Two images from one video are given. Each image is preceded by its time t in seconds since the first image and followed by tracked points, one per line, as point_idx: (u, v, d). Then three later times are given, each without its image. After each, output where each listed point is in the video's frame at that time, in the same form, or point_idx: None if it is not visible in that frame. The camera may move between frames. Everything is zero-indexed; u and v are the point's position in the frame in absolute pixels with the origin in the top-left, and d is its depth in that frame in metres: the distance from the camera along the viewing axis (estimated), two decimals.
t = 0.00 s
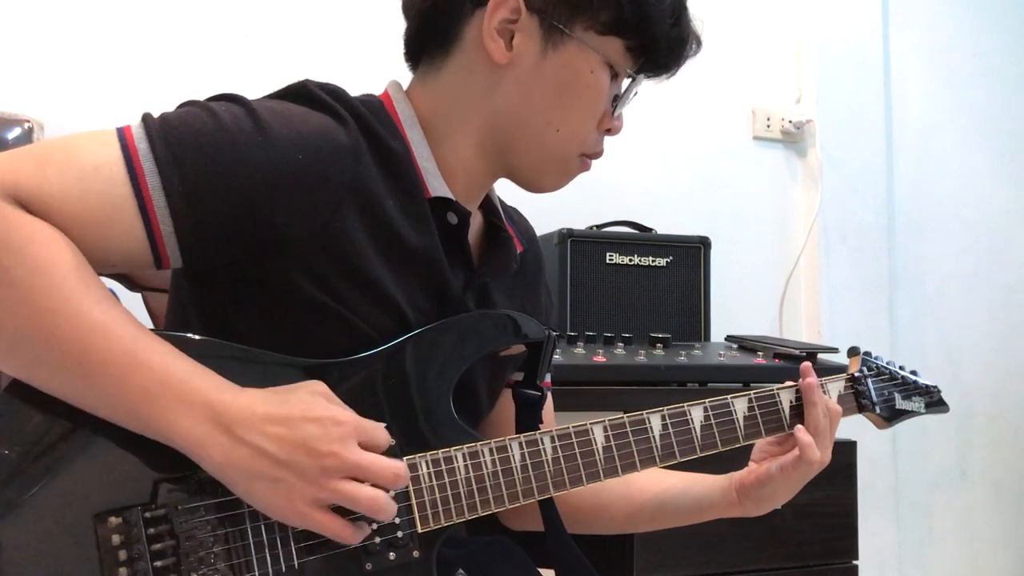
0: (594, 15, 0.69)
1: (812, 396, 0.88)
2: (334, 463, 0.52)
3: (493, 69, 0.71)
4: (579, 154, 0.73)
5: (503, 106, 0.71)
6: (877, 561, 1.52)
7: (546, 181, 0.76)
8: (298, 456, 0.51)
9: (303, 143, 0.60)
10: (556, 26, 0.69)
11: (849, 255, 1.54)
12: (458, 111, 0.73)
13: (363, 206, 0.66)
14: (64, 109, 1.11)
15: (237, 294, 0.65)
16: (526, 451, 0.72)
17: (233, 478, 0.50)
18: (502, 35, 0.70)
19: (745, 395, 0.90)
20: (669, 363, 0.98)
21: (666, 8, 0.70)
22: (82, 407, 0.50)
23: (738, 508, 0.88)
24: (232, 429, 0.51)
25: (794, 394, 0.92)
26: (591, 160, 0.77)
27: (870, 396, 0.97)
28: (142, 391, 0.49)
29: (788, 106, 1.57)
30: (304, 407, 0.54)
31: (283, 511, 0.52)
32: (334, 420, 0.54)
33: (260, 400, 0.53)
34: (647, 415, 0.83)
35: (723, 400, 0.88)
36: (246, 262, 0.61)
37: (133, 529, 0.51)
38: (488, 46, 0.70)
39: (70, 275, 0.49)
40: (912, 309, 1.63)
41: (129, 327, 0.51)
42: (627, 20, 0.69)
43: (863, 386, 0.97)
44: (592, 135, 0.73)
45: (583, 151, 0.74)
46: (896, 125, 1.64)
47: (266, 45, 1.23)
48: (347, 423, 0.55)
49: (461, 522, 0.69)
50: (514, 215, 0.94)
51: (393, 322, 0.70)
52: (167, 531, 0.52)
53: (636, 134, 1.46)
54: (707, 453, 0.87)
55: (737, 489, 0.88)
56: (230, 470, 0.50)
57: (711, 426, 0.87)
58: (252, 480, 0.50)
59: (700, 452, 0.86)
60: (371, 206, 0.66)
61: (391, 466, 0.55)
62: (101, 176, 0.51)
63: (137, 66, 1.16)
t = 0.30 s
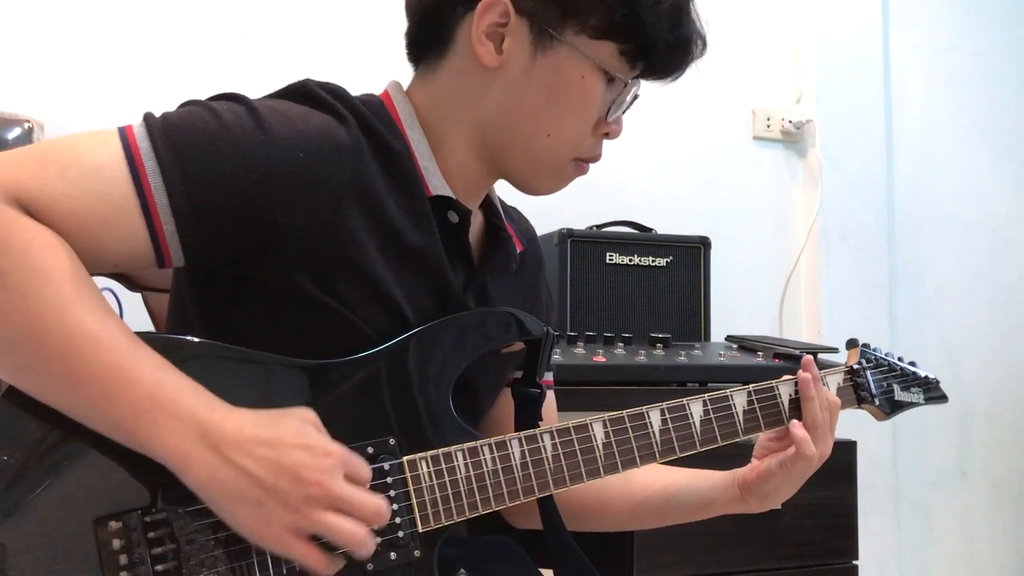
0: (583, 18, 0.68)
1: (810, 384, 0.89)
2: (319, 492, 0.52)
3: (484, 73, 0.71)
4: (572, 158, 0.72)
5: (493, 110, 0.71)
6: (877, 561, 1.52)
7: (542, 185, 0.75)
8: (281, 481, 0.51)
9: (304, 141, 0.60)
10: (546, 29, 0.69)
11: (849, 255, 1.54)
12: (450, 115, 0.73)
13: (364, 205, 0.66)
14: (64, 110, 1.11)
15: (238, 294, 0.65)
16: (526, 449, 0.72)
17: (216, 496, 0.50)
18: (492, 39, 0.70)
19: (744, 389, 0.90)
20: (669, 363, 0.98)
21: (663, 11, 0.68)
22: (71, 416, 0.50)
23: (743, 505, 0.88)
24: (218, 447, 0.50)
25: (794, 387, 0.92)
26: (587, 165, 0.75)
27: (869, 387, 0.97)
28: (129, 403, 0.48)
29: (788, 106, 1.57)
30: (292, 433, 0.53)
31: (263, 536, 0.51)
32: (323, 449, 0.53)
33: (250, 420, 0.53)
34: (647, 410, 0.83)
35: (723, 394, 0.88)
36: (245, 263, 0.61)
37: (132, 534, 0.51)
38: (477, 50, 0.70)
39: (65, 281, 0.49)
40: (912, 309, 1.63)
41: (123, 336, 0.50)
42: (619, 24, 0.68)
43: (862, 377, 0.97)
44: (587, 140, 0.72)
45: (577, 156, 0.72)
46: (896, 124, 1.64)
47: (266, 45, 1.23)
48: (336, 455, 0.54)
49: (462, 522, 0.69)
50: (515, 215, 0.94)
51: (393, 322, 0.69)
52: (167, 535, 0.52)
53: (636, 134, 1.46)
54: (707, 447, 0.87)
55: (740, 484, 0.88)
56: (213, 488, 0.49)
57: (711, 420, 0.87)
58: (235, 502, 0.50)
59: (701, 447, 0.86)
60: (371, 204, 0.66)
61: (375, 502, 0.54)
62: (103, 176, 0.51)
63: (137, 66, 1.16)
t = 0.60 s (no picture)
0: (579, 30, 0.66)
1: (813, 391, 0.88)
2: (301, 515, 0.50)
3: (481, 80, 0.71)
4: (566, 168, 0.72)
5: (488, 119, 0.71)
6: (877, 561, 1.52)
7: (538, 194, 0.75)
8: (262, 501, 0.49)
9: (307, 139, 0.60)
10: (541, 40, 0.68)
11: (849, 255, 1.54)
12: (447, 122, 0.73)
13: (366, 203, 0.66)
14: (63, 109, 1.11)
15: (238, 295, 0.64)
16: (528, 451, 0.72)
17: (200, 511, 0.49)
18: (488, 47, 0.70)
19: (747, 393, 0.90)
20: (669, 363, 0.98)
21: (664, 25, 0.65)
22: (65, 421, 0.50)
23: (744, 507, 0.89)
24: (204, 461, 0.49)
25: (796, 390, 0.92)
26: (583, 175, 0.75)
27: (874, 393, 0.97)
28: (118, 413, 0.48)
29: (788, 106, 1.57)
30: (281, 452, 0.52)
31: (239, 553, 0.50)
32: (309, 469, 0.52)
33: (241, 435, 0.52)
34: (649, 413, 0.83)
35: (726, 398, 0.88)
36: (247, 263, 0.61)
37: (133, 534, 0.51)
38: (474, 59, 0.70)
39: (65, 283, 0.49)
40: (912, 308, 1.63)
41: (116, 344, 0.50)
42: (617, 36, 0.66)
43: (865, 382, 0.97)
44: (582, 150, 0.72)
45: (572, 165, 0.72)
46: (896, 124, 1.64)
47: (266, 44, 1.22)
48: (322, 476, 0.53)
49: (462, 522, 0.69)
50: (517, 213, 0.94)
51: (394, 321, 0.69)
52: (169, 535, 0.52)
53: (636, 134, 1.46)
54: (709, 451, 0.87)
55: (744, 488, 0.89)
56: (197, 501, 0.49)
57: (713, 423, 0.87)
58: (216, 518, 0.49)
59: (703, 451, 0.86)
60: (374, 204, 0.66)
61: (360, 529, 0.52)
62: (106, 173, 0.51)
63: (136, 66, 1.15)
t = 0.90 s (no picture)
0: (524, 65, 0.60)
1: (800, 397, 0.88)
2: (284, 529, 0.50)
3: (453, 83, 0.68)
4: (502, 198, 0.68)
5: (443, 126, 0.68)
6: (877, 561, 1.52)
7: (478, 213, 0.71)
8: (248, 512, 0.49)
9: (312, 132, 0.60)
10: (499, 62, 0.62)
11: (849, 255, 1.54)
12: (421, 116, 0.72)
13: (369, 199, 0.66)
14: (64, 108, 1.11)
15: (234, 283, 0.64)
16: (526, 449, 0.72)
17: (196, 509, 0.50)
18: (460, 53, 0.66)
19: (744, 393, 0.90)
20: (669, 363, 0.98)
21: (610, 82, 0.57)
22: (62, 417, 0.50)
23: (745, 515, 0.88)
24: (194, 464, 0.49)
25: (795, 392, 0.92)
26: (530, 213, 0.69)
27: (869, 394, 0.97)
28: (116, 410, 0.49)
29: (788, 106, 1.57)
30: (273, 460, 0.51)
31: (232, 551, 0.51)
32: (298, 483, 0.50)
33: (233, 434, 0.51)
34: (646, 412, 0.83)
35: (722, 398, 0.89)
36: (251, 253, 0.61)
37: (133, 529, 0.51)
38: (446, 60, 0.67)
39: (67, 277, 0.49)
40: (912, 309, 1.63)
41: (119, 338, 0.50)
42: (559, 83, 0.58)
43: (862, 383, 0.97)
44: (519, 191, 0.66)
45: (511, 200, 0.68)
46: (896, 125, 1.64)
47: (266, 44, 1.22)
48: (308, 491, 0.51)
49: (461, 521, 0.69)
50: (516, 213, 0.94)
51: (392, 317, 0.70)
52: (168, 530, 0.52)
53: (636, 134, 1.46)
54: (707, 451, 0.87)
55: (748, 495, 0.88)
56: (194, 503, 0.50)
57: (710, 423, 0.87)
58: (211, 518, 0.50)
59: (700, 450, 0.86)
60: (376, 199, 0.66)
61: (347, 544, 0.51)
62: (110, 163, 0.51)
63: (136, 65, 1.15)
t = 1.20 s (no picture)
0: (515, 76, 0.60)
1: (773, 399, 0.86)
2: (284, 509, 0.50)
3: (450, 89, 0.68)
4: (492, 208, 0.68)
5: (437, 132, 0.69)
6: (877, 562, 1.51)
7: (471, 221, 0.72)
8: (248, 495, 0.50)
9: (312, 129, 0.60)
10: (493, 71, 0.63)
11: (849, 254, 1.54)
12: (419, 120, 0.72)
13: (368, 196, 0.65)
14: (64, 106, 1.11)
15: (243, 284, 0.64)
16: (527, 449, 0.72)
17: (191, 494, 0.50)
18: (458, 59, 0.66)
19: (751, 395, 0.91)
20: (669, 363, 0.98)
21: (598, 98, 0.57)
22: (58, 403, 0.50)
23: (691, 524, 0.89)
24: (192, 452, 0.49)
25: (801, 395, 0.94)
26: (520, 225, 0.69)
27: (880, 396, 0.97)
28: (114, 400, 0.49)
29: (788, 106, 1.57)
30: (269, 442, 0.51)
31: (229, 535, 0.51)
32: (293, 464, 0.51)
33: (228, 419, 0.51)
34: (648, 412, 0.83)
35: (728, 399, 0.89)
36: (251, 253, 0.61)
37: (127, 520, 0.51)
38: (444, 66, 0.67)
39: (66, 265, 0.49)
40: (912, 309, 1.63)
41: (117, 329, 0.50)
42: (548, 97, 0.59)
43: (873, 386, 0.98)
44: (508, 201, 0.66)
45: (500, 210, 0.68)
46: (896, 125, 1.64)
47: (266, 44, 1.22)
48: (309, 471, 0.51)
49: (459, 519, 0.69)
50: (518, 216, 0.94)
51: (391, 315, 0.70)
52: (162, 521, 0.52)
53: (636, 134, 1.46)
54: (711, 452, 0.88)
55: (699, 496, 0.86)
56: (187, 488, 0.50)
57: (715, 424, 0.88)
58: (207, 501, 0.50)
59: (704, 452, 0.86)
60: (376, 198, 0.66)
61: (346, 518, 0.52)
62: (110, 155, 0.51)
63: (136, 64, 1.15)
